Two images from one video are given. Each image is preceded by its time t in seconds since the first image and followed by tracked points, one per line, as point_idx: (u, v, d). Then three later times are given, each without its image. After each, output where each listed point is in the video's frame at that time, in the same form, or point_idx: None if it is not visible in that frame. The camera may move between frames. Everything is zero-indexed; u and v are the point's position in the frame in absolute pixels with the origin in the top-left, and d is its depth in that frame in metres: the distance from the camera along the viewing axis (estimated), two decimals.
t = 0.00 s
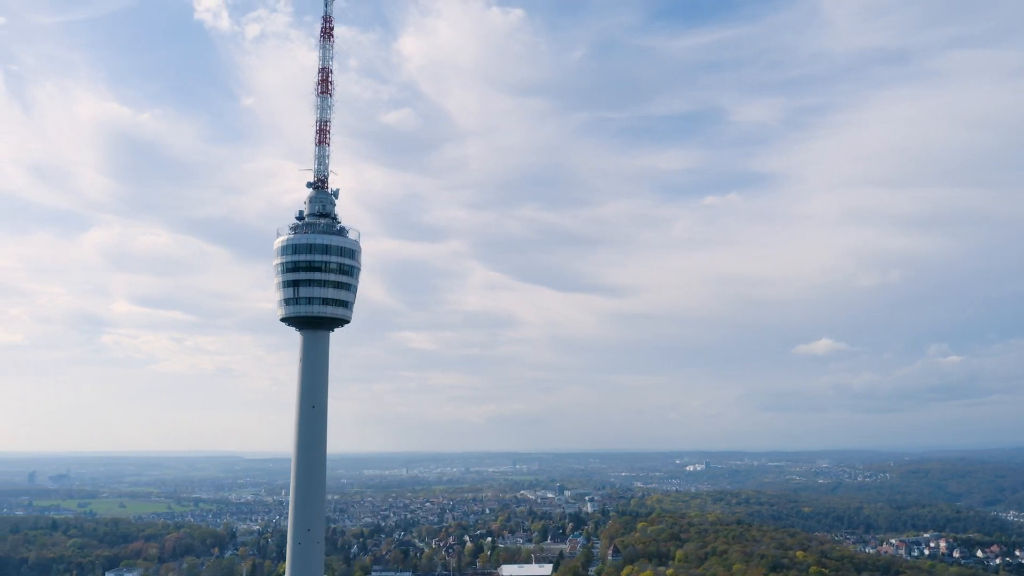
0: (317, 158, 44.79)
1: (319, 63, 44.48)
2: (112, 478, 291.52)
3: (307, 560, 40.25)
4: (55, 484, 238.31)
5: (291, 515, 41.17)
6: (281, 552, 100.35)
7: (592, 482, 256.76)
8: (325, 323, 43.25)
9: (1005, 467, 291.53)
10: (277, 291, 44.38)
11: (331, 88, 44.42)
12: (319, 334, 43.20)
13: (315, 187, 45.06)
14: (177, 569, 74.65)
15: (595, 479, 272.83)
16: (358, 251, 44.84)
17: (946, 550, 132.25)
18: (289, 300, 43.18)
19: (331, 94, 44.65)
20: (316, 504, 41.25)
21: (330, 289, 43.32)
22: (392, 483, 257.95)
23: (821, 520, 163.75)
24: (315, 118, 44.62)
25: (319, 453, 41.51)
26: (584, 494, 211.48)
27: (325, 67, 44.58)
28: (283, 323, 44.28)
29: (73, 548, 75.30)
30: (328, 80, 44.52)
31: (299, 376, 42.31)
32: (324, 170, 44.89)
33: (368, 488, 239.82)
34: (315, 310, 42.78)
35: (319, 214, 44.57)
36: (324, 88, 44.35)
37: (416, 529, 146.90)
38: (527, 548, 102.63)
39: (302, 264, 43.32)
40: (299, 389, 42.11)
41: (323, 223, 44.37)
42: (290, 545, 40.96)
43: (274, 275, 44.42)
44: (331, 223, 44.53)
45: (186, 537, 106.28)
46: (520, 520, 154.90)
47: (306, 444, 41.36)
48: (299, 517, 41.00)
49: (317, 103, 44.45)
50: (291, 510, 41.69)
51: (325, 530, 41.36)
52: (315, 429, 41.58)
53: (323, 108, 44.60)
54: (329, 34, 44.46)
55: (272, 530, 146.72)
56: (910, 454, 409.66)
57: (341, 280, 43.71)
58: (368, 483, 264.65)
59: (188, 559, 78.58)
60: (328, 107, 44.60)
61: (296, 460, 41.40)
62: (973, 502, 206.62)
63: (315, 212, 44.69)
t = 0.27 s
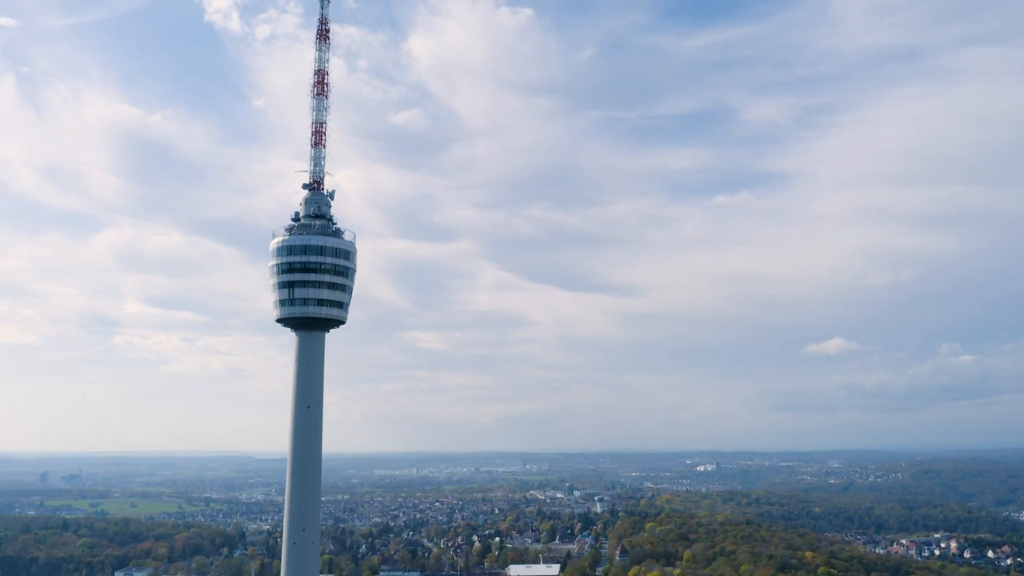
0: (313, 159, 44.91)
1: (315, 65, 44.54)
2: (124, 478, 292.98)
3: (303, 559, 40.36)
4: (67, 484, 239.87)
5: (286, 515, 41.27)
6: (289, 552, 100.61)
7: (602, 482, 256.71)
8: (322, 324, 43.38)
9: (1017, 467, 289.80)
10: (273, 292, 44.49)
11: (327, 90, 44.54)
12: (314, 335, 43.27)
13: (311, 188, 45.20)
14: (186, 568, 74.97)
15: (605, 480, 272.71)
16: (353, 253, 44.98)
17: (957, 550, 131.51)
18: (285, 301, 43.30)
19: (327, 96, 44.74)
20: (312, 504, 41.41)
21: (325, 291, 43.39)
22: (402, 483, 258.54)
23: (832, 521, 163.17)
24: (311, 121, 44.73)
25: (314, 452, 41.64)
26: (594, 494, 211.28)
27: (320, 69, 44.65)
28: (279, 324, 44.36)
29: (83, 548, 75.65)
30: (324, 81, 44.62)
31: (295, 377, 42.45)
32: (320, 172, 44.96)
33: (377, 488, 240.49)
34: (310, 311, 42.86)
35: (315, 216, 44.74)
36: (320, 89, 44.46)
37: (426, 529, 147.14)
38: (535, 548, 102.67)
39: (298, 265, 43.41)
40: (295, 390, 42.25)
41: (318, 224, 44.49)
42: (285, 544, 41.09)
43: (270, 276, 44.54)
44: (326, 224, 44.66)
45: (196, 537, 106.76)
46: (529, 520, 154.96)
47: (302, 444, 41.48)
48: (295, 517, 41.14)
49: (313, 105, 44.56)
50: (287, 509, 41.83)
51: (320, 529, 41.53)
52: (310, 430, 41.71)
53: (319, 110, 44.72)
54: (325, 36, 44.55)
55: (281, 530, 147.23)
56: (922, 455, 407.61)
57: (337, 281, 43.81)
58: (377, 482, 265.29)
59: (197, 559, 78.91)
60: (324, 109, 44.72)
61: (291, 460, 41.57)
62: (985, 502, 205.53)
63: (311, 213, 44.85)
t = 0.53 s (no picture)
0: (309, 161, 45.02)
1: (311, 67, 44.67)
2: (136, 478, 294.44)
3: (298, 559, 40.47)
4: (79, 484, 241.24)
5: (282, 515, 41.37)
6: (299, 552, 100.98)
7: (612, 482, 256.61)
8: (318, 325, 43.50)
9: None
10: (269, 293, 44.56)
11: (324, 92, 44.67)
12: (310, 335, 43.42)
13: (307, 190, 45.33)
14: (195, 568, 75.29)
15: (615, 480, 272.54)
16: (349, 254, 45.17)
17: (968, 551, 130.85)
18: (281, 302, 43.41)
19: (323, 98, 44.90)
20: (308, 504, 41.53)
21: (321, 292, 43.54)
22: (412, 483, 259.08)
23: (843, 521, 162.53)
24: (307, 122, 44.84)
25: (310, 452, 41.75)
26: (604, 494, 211.07)
27: (317, 71, 44.80)
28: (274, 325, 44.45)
29: (93, 548, 76.10)
30: (321, 84, 44.78)
31: (291, 377, 42.52)
32: (316, 174, 45.10)
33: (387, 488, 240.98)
34: (306, 312, 42.98)
35: (311, 217, 44.87)
36: (317, 92, 44.60)
37: (435, 529, 147.35)
38: (542, 548, 102.63)
39: (294, 266, 43.51)
40: (290, 390, 42.34)
41: (314, 226, 44.62)
42: (280, 544, 41.17)
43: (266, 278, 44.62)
44: (322, 226, 44.81)
45: (206, 537, 107.23)
46: (538, 520, 155.00)
47: (297, 444, 41.58)
48: (290, 517, 41.21)
49: (309, 107, 44.70)
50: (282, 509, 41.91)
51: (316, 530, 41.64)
52: (305, 430, 41.81)
53: (315, 112, 44.86)
54: (322, 38, 44.69)
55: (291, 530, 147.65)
56: (934, 455, 405.41)
57: (333, 283, 43.96)
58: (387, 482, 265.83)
59: (206, 558, 79.24)
60: (320, 111, 44.85)
61: (287, 460, 41.66)
62: (998, 502, 204.36)
63: (307, 214, 44.97)
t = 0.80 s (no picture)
0: (305, 163, 45.09)
1: (308, 70, 44.78)
2: (149, 478, 295.79)
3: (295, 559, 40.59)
4: (92, 484, 242.50)
5: (279, 514, 41.49)
6: (308, 551, 101.27)
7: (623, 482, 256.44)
8: (314, 326, 43.62)
9: None
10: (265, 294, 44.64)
11: (320, 94, 44.75)
12: (306, 336, 43.53)
13: (303, 191, 45.41)
14: (205, 567, 75.70)
15: (626, 480, 272.35)
16: (345, 255, 45.30)
17: (980, 551, 130.09)
18: (277, 303, 43.48)
19: (320, 100, 44.99)
20: (304, 503, 41.63)
21: (317, 293, 43.66)
22: (423, 483, 259.52)
23: (854, 521, 161.78)
24: (303, 125, 44.93)
25: (306, 452, 41.83)
26: (614, 494, 210.78)
27: (314, 73, 44.88)
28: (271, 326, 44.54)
29: (104, 547, 76.64)
30: (317, 86, 44.84)
31: (287, 377, 42.60)
32: (312, 175, 45.18)
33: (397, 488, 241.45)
34: (302, 313, 43.08)
35: (307, 218, 44.99)
36: (313, 94, 44.68)
37: (445, 528, 147.51)
38: (550, 548, 102.59)
39: (290, 267, 43.61)
40: (287, 391, 42.42)
41: (310, 227, 44.74)
42: (277, 543, 41.30)
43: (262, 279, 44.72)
44: (318, 228, 44.93)
45: (216, 536, 107.57)
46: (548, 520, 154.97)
47: (293, 444, 41.66)
48: (286, 516, 41.35)
49: (306, 110, 44.80)
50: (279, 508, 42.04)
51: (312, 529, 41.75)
52: (302, 430, 41.89)
53: (312, 114, 44.94)
54: (319, 41, 44.77)
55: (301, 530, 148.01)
56: (947, 454, 402.90)
57: (329, 284, 44.06)
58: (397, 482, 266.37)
59: (216, 557, 79.66)
60: (317, 113, 44.94)
61: (283, 460, 41.75)
62: (1012, 502, 203.03)
63: (304, 216, 45.09)
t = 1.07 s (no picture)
0: (302, 164, 45.22)
1: (305, 71, 44.92)
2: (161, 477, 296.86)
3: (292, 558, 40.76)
4: (104, 484, 243.52)
5: (275, 513, 41.67)
6: (317, 551, 101.47)
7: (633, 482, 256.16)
8: (310, 326, 43.76)
9: None
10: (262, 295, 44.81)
11: (316, 96, 44.88)
12: (303, 337, 43.64)
13: (300, 193, 45.57)
14: (215, 567, 76.01)
15: (637, 480, 272.00)
16: (341, 256, 45.44)
17: (992, 552, 129.30)
18: (274, 304, 43.62)
19: (316, 102, 45.10)
20: (301, 503, 41.76)
21: (313, 293, 43.78)
22: (434, 482, 259.75)
23: (866, 522, 161.10)
24: (300, 126, 45.06)
25: (303, 452, 41.97)
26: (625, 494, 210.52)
27: (310, 75, 45.00)
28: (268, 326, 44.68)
29: (115, 547, 77.10)
30: (314, 88, 44.98)
31: (283, 378, 42.73)
32: (308, 176, 45.30)
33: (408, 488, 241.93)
34: (298, 314, 43.23)
35: (304, 219, 45.10)
36: (309, 96, 44.82)
37: (455, 528, 147.59)
38: (558, 548, 102.51)
39: (287, 268, 43.76)
40: (283, 391, 42.54)
41: (306, 229, 44.86)
42: (274, 543, 41.45)
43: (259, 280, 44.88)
44: (314, 229, 45.05)
45: (226, 536, 107.81)
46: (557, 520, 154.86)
47: (289, 444, 41.79)
48: (283, 516, 41.50)
49: (302, 112, 44.94)
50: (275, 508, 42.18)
51: (308, 529, 41.91)
52: (298, 430, 42.00)
53: (309, 116, 45.06)
54: (315, 43, 44.91)
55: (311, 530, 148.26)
56: (960, 454, 400.42)
57: (325, 285, 44.17)
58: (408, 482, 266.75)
59: (225, 557, 80.04)
60: (313, 115, 45.07)
61: (280, 459, 41.87)
62: None
63: (300, 217, 45.22)
